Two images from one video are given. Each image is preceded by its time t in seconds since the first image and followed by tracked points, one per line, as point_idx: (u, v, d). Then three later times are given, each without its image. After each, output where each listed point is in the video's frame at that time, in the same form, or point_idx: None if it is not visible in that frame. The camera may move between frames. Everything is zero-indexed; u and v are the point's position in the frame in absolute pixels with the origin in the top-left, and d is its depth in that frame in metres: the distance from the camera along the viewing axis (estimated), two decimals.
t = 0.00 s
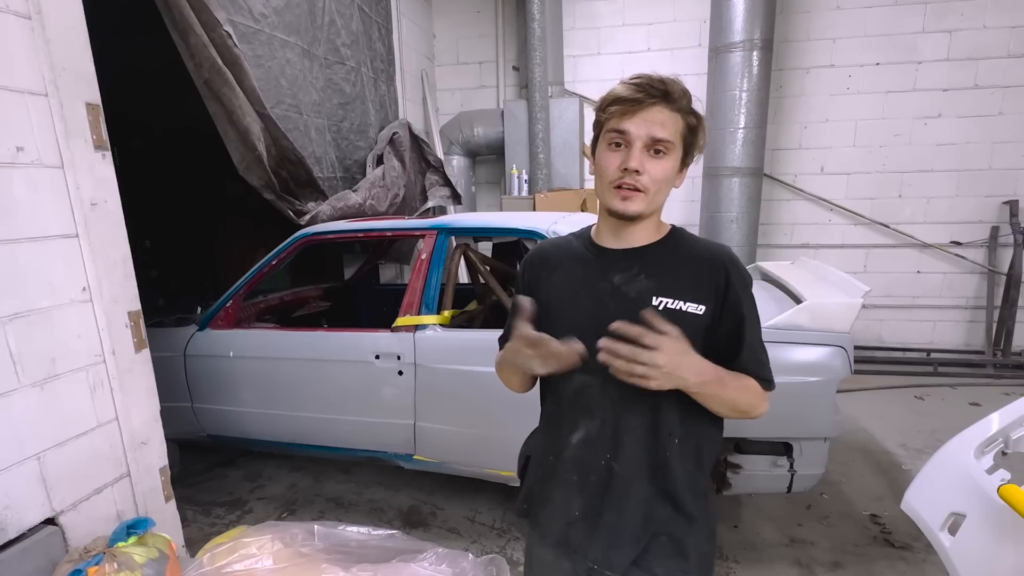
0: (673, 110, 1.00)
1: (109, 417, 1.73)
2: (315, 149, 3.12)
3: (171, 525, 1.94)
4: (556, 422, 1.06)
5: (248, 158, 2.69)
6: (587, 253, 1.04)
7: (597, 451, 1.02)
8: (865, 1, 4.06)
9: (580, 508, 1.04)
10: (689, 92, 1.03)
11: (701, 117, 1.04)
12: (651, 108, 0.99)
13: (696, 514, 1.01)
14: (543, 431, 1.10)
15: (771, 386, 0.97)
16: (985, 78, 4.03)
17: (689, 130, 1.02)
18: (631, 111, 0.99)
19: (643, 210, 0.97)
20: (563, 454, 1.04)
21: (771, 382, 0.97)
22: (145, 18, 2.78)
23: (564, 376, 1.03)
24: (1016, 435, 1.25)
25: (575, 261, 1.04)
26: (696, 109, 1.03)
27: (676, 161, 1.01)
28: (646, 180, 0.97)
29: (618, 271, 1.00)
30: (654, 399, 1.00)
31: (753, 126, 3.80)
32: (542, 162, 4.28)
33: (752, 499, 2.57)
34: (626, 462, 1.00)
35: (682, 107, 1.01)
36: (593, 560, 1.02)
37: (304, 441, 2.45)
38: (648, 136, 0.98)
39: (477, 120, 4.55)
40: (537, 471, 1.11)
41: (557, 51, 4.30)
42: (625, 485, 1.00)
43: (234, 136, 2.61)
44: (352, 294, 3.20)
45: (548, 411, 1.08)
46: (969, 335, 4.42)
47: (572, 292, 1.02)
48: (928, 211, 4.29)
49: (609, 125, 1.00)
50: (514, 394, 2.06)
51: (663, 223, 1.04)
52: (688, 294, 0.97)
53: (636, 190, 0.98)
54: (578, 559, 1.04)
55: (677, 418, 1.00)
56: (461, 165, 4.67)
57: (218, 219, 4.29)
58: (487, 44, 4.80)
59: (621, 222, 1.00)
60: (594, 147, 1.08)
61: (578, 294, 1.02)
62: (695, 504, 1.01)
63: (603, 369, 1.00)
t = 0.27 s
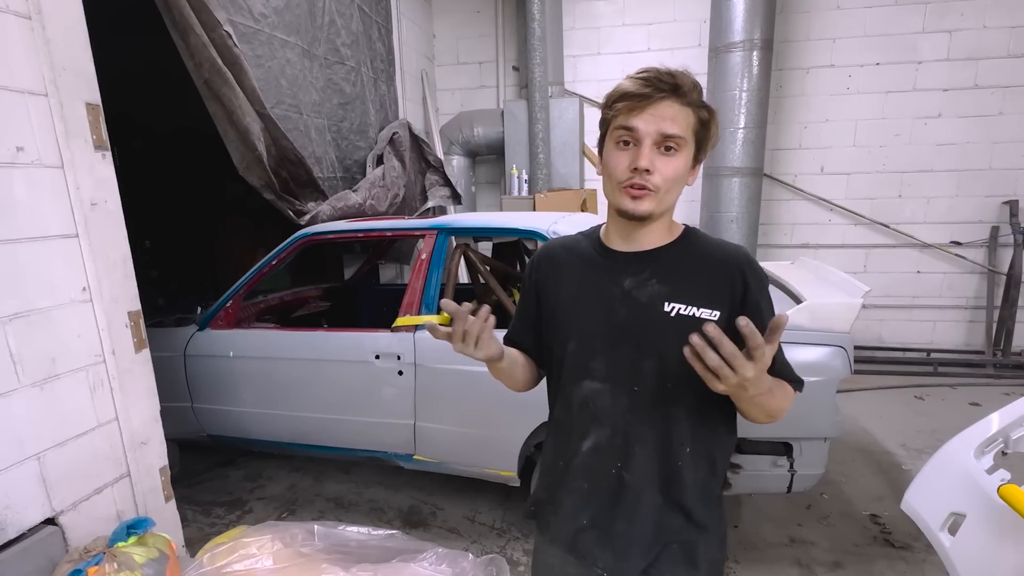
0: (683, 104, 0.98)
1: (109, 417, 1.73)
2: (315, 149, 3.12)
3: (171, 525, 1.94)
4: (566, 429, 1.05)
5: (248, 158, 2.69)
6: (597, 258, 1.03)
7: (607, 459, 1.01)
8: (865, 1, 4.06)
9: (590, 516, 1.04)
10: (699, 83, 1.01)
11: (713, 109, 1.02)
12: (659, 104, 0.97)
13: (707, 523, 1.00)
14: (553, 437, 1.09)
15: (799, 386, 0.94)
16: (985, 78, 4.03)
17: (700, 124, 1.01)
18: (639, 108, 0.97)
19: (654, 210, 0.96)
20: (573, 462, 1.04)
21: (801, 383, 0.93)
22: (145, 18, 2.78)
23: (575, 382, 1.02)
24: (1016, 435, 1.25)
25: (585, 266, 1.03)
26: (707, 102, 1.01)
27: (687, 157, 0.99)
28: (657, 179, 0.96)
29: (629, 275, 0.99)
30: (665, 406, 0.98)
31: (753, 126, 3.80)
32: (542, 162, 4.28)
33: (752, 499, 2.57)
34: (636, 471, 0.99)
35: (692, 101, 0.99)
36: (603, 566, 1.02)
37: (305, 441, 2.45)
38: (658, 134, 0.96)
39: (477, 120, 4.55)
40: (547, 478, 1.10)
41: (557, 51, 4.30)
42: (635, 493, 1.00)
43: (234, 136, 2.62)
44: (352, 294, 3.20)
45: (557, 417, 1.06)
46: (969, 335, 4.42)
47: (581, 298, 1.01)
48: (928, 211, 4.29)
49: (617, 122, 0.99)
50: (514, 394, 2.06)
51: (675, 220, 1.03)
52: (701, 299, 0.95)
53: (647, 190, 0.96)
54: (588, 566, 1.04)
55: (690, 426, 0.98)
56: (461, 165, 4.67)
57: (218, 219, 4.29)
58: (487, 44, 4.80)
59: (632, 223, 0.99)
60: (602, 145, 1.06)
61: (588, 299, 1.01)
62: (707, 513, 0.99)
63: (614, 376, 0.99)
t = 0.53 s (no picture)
0: (682, 102, 0.97)
1: (109, 417, 1.73)
2: (315, 149, 3.12)
3: (172, 525, 1.95)
4: (577, 436, 1.03)
5: (248, 158, 2.69)
6: (607, 262, 1.01)
7: (619, 468, 0.99)
8: (864, 1, 4.06)
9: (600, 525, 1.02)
10: (698, 78, 0.99)
11: (714, 104, 1.00)
12: (657, 104, 0.96)
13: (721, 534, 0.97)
14: (564, 444, 1.07)
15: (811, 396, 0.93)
16: (985, 78, 4.03)
17: (702, 120, 0.99)
18: (636, 109, 0.96)
19: (658, 213, 0.94)
20: (584, 470, 1.02)
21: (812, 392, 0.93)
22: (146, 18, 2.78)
23: (586, 389, 1.00)
24: (1016, 435, 1.25)
25: (596, 270, 1.01)
26: (708, 97, 0.99)
27: (691, 156, 0.97)
28: (658, 181, 0.94)
29: (640, 280, 0.97)
30: (678, 414, 0.96)
31: (753, 126, 3.80)
32: (541, 162, 4.28)
33: (752, 498, 2.57)
34: (648, 480, 0.97)
35: (691, 98, 0.97)
36: None
37: (305, 441, 2.45)
38: (657, 135, 0.95)
39: (477, 120, 4.56)
40: (558, 485, 1.08)
41: (557, 51, 4.30)
42: (646, 504, 0.97)
43: (234, 136, 2.62)
44: (352, 294, 3.20)
45: (568, 423, 1.05)
46: (969, 336, 4.42)
47: (592, 303, 1.00)
48: (928, 211, 4.29)
49: (614, 126, 0.98)
50: (514, 394, 2.06)
51: (685, 221, 1.00)
52: (714, 304, 0.93)
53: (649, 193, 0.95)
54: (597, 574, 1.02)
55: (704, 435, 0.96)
56: (461, 165, 4.67)
57: (218, 219, 4.30)
58: (487, 44, 4.80)
59: (636, 228, 0.97)
60: (603, 150, 1.05)
61: (598, 305, 0.99)
62: (721, 523, 0.97)
63: (625, 383, 0.97)
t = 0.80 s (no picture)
0: (687, 95, 0.96)
1: (109, 417, 1.73)
2: (315, 149, 3.12)
3: (172, 525, 1.95)
4: (587, 434, 1.02)
5: (248, 158, 2.69)
6: (622, 260, 1.00)
7: (628, 468, 0.97)
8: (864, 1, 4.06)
9: (607, 524, 1.01)
10: (705, 71, 0.98)
11: (723, 96, 0.98)
12: (660, 97, 0.96)
13: (732, 542, 0.94)
14: (577, 442, 1.07)
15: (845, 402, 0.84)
16: (985, 78, 4.03)
17: (710, 113, 0.97)
18: (640, 103, 0.97)
19: (663, 205, 0.93)
20: (593, 468, 1.01)
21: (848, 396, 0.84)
22: (146, 18, 2.78)
23: (596, 387, 0.99)
24: (1016, 435, 1.25)
25: (610, 268, 1.00)
26: (716, 89, 0.98)
27: (699, 148, 0.96)
28: (662, 172, 0.93)
29: (653, 278, 0.96)
30: (690, 417, 0.92)
31: (753, 127, 3.80)
32: (542, 162, 4.28)
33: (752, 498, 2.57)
34: (655, 482, 0.94)
35: (697, 90, 0.96)
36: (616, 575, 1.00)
37: (305, 441, 2.45)
38: (660, 127, 0.94)
39: (477, 120, 4.56)
40: (570, 483, 1.08)
41: (557, 51, 4.30)
42: (653, 506, 0.95)
43: (234, 136, 2.62)
44: (352, 294, 3.20)
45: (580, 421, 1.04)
46: (969, 336, 4.42)
47: (604, 301, 0.99)
48: (928, 211, 4.29)
49: (619, 122, 0.98)
50: (513, 394, 2.06)
51: (697, 215, 0.98)
52: (728, 303, 0.90)
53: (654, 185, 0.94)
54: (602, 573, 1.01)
55: (715, 439, 0.91)
56: (461, 165, 4.67)
57: (218, 219, 4.30)
58: (487, 44, 4.80)
59: (643, 221, 0.97)
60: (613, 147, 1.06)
61: (611, 302, 0.98)
62: (732, 532, 0.93)
63: (636, 382, 0.95)
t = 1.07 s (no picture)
0: (709, 103, 0.92)
1: (109, 417, 1.73)
2: (315, 149, 3.12)
3: (172, 525, 1.95)
4: (598, 433, 1.03)
5: (248, 158, 2.69)
6: (633, 260, 1.00)
7: (636, 467, 0.97)
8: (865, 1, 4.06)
9: (615, 524, 1.01)
10: (729, 79, 0.94)
11: (745, 105, 0.95)
12: (681, 105, 0.93)
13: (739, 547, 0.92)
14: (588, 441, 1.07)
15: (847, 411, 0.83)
16: (985, 78, 4.03)
17: (731, 122, 0.94)
18: (660, 110, 0.93)
19: (678, 215, 0.92)
20: (602, 467, 1.01)
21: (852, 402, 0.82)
22: (146, 17, 2.78)
23: (606, 387, 0.99)
24: (1016, 435, 1.25)
25: (621, 269, 1.00)
26: (738, 98, 0.95)
27: (717, 158, 0.93)
28: (679, 183, 0.91)
29: (662, 279, 0.95)
30: (698, 418, 0.92)
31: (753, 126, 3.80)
32: (542, 162, 4.27)
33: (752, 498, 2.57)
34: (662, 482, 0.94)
35: (719, 99, 0.93)
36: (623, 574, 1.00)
37: (304, 441, 2.45)
38: (679, 136, 0.92)
39: (477, 120, 4.56)
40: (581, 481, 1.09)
41: (557, 51, 4.30)
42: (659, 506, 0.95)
43: (234, 136, 2.62)
44: (352, 294, 3.20)
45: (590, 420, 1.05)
46: (969, 336, 4.42)
47: (615, 301, 0.99)
48: (928, 211, 4.29)
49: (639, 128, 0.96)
50: (513, 394, 2.06)
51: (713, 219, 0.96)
52: (735, 305, 0.89)
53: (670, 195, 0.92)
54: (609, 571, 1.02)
55: (722, 442, 0.91)
56: (461, 165, 4.67)
57: (218, 219, 4.30)
58: (487, 44, 4.80)
59: (658, 229, 0.95)
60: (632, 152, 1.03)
61: (621, 303, 0.98)
62: (739, 537, 0.92)
63: (645, 382, 0.95)
